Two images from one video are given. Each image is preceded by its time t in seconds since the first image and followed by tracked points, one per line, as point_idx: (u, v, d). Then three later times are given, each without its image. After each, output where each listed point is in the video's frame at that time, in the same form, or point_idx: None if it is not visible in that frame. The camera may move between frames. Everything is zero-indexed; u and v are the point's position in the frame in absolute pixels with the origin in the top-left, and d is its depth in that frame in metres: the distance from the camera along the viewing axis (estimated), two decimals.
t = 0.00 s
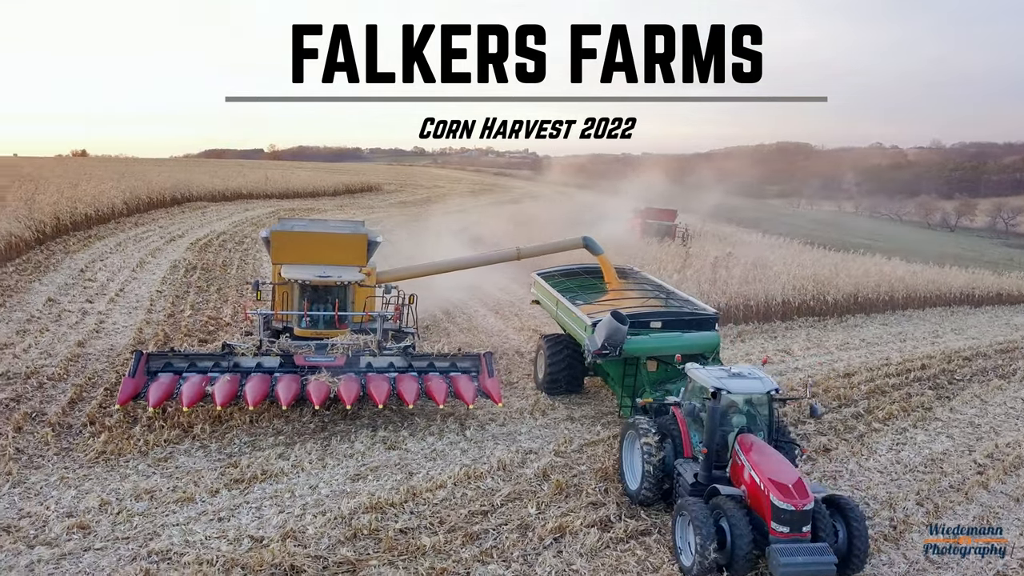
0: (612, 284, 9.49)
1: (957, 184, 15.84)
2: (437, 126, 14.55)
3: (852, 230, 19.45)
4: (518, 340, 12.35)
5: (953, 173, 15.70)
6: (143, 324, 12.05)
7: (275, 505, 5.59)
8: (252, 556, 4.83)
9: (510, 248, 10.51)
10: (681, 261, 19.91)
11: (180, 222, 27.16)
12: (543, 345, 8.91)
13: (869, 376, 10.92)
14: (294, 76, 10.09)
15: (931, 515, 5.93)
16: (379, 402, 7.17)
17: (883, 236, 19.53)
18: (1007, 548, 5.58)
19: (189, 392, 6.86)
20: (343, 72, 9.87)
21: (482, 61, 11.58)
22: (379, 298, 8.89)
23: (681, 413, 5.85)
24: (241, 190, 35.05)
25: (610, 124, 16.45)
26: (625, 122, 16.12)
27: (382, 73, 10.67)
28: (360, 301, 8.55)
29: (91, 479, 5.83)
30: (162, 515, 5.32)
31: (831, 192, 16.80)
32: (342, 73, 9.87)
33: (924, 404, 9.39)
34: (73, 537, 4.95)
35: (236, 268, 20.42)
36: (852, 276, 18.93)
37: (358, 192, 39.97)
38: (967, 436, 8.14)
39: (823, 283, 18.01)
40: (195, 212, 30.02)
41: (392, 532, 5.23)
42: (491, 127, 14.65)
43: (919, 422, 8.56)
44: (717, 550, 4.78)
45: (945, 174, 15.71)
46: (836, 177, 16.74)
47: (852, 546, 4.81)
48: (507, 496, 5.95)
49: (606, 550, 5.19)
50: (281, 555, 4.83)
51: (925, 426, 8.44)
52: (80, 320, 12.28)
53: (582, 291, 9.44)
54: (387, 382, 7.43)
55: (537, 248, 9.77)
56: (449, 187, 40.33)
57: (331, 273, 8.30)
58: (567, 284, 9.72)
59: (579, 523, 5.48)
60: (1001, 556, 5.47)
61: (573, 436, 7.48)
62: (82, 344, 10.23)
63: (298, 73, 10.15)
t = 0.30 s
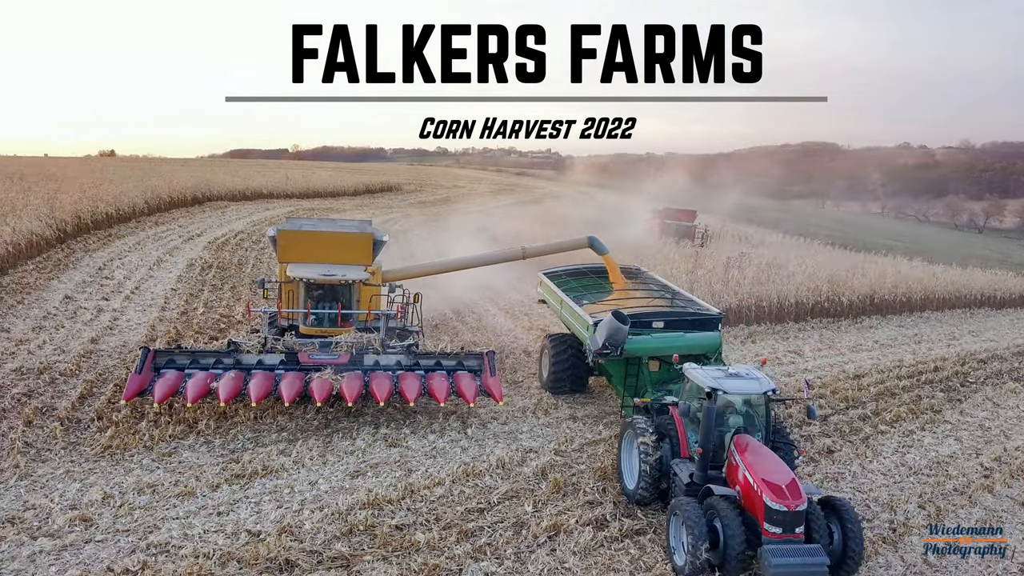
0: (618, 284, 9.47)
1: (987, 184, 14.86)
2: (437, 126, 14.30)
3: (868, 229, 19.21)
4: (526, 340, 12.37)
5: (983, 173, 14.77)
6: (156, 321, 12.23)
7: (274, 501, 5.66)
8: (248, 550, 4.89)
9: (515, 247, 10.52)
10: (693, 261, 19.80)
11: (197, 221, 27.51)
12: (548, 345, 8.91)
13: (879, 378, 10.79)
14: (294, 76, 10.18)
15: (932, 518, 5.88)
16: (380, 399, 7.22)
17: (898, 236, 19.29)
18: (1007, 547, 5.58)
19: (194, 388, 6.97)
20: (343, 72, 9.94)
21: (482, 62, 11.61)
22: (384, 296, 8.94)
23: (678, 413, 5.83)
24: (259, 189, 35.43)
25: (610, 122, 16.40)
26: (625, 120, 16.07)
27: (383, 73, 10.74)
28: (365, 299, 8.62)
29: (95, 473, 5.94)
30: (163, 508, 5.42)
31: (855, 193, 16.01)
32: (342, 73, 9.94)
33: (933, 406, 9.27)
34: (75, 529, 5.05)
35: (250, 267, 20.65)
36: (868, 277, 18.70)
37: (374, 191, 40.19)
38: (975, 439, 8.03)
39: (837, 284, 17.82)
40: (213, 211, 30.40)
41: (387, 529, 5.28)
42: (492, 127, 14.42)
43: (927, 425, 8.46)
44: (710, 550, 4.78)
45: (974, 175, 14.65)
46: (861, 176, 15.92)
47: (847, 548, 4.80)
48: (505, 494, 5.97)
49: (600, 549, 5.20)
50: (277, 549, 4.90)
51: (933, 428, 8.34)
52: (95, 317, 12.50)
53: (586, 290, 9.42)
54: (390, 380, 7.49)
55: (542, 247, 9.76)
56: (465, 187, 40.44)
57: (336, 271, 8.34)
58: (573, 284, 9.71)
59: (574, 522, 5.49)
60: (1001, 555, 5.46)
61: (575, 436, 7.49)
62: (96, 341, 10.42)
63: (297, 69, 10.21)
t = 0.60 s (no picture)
0: (622, 284, 9.44)
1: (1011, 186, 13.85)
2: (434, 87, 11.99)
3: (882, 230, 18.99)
4: (533, 339, 12.38)
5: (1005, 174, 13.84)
6: (167, 319, 12.40)
7: (273, 496, 5.72)
8: (244, 545, 4.95)
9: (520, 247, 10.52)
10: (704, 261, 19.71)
11: (212, 221, 27.77)
12: (551, 344, 8.91)
13: (887, 379, 10.68)
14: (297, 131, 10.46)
15: (932, 521, 5.84)
16: (381, 397, 7.26)
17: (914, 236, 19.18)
18: (1007, 547, 5.57)
19: (197, 385, 7.06)
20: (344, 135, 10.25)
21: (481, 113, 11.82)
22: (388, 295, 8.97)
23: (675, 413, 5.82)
24: (275, 188, 35.72)
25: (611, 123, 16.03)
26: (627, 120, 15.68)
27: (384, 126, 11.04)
28: (368, 298, 8.68)
29: (99, 467, 6.05)
30: (163, 503, 5.50)
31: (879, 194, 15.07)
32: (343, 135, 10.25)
33: (940, 408, 9.17)
34: (76, 522, 5.14)
35: (263, 266, 20.82)
36: (881, 278, 18.50)
37: (388, 190, 40.36)
38: (982, 442, 7.94)
39: (849, 284, 17.65)
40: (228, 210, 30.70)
41: (383, 525, 5.32)
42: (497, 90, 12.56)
43: (933, 427, 8.37)
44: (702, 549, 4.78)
45: (998, 174, 13.87)
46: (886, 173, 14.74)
47: (841, 549, 4.79)
48: (502, 492, 5.99)
49: (594, 547, 5.21)
50: (272, 544, 4.95)
51: (939, 431, 8.25)
52: (107, 314, 12.68)
53: (591, 290, 9.40)
54: (391, 378, 7.53)
55: (546, 247, 9.76)
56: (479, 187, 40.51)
57: (339, 270, 8.40)
58: (577, 283, 9.70)
59: (569, 520, 5.51)
60: (1001, 555, 5.45)
61: (575, 434, 7.49)
62: (107, 338, 10.58)
63: (309, 95, 10.35)
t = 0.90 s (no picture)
0: (620, 284, 9.42)
1: None
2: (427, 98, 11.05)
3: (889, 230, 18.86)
4: (535, 339, 12.41)
5: None
6: (171, 317, 12.53)
7: (266, 493, 5.78)
8: (236, 541, 5.00)
9: (520, 247, 10.53)
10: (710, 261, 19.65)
11: (221, 220, 27.97)
12: (549, 343, 8.92)
13: (889, 381, 10.61)
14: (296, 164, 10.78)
15: (925, 522, 5.82)
16: (377, 395, 7.31)
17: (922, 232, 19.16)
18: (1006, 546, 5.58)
19: (195, 382, 7.13)
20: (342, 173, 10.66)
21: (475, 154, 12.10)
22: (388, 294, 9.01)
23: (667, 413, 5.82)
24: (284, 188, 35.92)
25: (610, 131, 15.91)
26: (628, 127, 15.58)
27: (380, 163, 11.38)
28: (368, 297, 8.72)
29: (98, 463, 6.13)
30: (158, 498, 5.57)
31: (892, 195, 14.70)
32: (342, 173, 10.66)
33: (942, 410, 9.12)
34: (72, 516, 5.22)
35: (270, 265, 20.96)
36: (888, 279, 18.37)
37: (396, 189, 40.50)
38: (981, 443, 7.89)
39: (856, 285, 17.53)
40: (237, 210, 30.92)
41: (374, 522, 5.36)
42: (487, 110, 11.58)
43: (933, 428, 8.32)
44: (689, 549, 4.79)
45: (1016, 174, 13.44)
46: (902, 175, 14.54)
47: (829, 549, 4.79)
48: (494, 490, 6.02)
49: (583, 546, 5.23)
50: (264, 540, 5.00)
51: (938, 432, 8.20)
52: (113, 313, 12.83)
53: (590, 290, 9.39)
54: (388, 376, 7.57)
55: (545, 247, 9.76)
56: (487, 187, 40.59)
57: (338, 269, 8.45)
58: (576, 283, 9.69)
59: (559, 518, 5.52)
60: (1000, 554, 5.46)
61: (571, 434, 7.51)
62: (111, 336, 10.71)
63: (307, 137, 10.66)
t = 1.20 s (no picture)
0: (616, 283, 9.44)
1: None
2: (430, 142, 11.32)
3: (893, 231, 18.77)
4: (533, 338, 12.43)
5: None
6: (172, 316, 12.63)
7: (257, 490, 5.83)
8: (224, 536, 5.04)
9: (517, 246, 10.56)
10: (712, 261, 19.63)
11: (226, 220, 28.10)
12: (545, 342, 8.95)
13: (888, 381, 10.55)
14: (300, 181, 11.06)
15: (915, 523, 5.81)
16: (370, 393, 7.36)
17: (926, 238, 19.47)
18: (1007, 546, 5.56)
19: (191, 379, 7.20)
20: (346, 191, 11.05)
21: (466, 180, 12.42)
22: (384, 293, 9.05)
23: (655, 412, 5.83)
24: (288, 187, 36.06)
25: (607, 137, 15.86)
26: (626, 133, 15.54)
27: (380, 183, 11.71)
28: (363, 296, 8.78)
29: (92, 459, 6.20)
30: (150, 494, 5.62)
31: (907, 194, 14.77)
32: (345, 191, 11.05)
33: (939, 410, 9.07)
34: (65, 511, 5.28)
35: (274, 265, 21.07)
36: (891, 279, 18.28)
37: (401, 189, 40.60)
38: (977, 445, 7.85)
39: (859, 285, 17.47)
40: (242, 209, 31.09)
41: (362, 519, 5.40)
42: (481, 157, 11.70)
43: (929, 429, 8.28)
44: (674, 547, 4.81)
45: None
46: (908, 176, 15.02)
47: (815, 548, 4.79)
48: (484, 488, 6.06)
49: (569, 543, 5.25)
50: (252, 536, 5.04)
51: (934, 433, 8.17)
52: (115, 311, 12.95)
53: (585, 289, 9.40)
54: (382, 375, 7.62)
55: (541, 246, 9.79)
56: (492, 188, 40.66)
57: (334, 269, 8.51)
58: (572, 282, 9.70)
59: (547, 516, 5.55)
60: (1001, 555, 5.44)
61: (563, 432, 7.53)
62: (112, 334, 10.81)
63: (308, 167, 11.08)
